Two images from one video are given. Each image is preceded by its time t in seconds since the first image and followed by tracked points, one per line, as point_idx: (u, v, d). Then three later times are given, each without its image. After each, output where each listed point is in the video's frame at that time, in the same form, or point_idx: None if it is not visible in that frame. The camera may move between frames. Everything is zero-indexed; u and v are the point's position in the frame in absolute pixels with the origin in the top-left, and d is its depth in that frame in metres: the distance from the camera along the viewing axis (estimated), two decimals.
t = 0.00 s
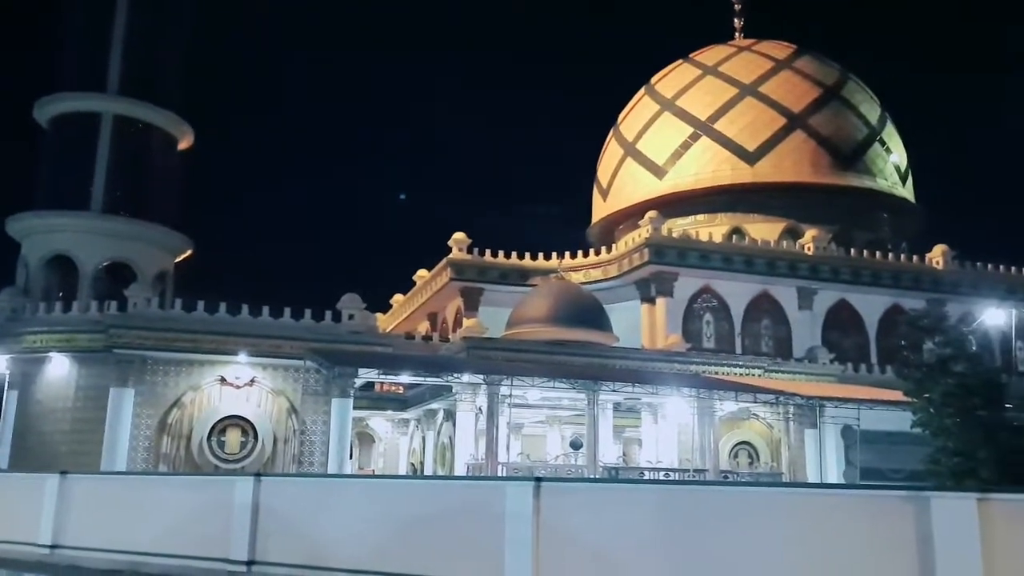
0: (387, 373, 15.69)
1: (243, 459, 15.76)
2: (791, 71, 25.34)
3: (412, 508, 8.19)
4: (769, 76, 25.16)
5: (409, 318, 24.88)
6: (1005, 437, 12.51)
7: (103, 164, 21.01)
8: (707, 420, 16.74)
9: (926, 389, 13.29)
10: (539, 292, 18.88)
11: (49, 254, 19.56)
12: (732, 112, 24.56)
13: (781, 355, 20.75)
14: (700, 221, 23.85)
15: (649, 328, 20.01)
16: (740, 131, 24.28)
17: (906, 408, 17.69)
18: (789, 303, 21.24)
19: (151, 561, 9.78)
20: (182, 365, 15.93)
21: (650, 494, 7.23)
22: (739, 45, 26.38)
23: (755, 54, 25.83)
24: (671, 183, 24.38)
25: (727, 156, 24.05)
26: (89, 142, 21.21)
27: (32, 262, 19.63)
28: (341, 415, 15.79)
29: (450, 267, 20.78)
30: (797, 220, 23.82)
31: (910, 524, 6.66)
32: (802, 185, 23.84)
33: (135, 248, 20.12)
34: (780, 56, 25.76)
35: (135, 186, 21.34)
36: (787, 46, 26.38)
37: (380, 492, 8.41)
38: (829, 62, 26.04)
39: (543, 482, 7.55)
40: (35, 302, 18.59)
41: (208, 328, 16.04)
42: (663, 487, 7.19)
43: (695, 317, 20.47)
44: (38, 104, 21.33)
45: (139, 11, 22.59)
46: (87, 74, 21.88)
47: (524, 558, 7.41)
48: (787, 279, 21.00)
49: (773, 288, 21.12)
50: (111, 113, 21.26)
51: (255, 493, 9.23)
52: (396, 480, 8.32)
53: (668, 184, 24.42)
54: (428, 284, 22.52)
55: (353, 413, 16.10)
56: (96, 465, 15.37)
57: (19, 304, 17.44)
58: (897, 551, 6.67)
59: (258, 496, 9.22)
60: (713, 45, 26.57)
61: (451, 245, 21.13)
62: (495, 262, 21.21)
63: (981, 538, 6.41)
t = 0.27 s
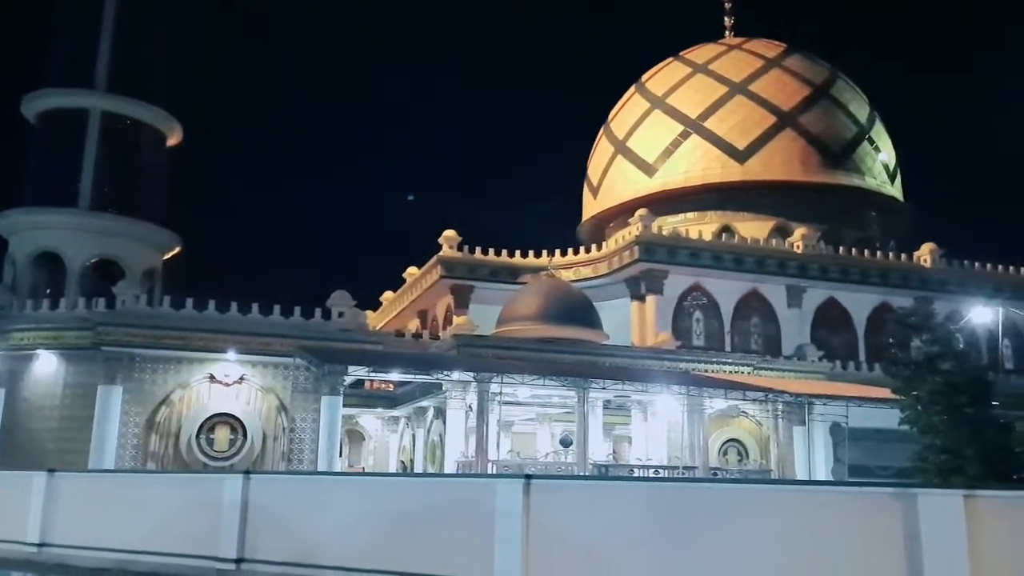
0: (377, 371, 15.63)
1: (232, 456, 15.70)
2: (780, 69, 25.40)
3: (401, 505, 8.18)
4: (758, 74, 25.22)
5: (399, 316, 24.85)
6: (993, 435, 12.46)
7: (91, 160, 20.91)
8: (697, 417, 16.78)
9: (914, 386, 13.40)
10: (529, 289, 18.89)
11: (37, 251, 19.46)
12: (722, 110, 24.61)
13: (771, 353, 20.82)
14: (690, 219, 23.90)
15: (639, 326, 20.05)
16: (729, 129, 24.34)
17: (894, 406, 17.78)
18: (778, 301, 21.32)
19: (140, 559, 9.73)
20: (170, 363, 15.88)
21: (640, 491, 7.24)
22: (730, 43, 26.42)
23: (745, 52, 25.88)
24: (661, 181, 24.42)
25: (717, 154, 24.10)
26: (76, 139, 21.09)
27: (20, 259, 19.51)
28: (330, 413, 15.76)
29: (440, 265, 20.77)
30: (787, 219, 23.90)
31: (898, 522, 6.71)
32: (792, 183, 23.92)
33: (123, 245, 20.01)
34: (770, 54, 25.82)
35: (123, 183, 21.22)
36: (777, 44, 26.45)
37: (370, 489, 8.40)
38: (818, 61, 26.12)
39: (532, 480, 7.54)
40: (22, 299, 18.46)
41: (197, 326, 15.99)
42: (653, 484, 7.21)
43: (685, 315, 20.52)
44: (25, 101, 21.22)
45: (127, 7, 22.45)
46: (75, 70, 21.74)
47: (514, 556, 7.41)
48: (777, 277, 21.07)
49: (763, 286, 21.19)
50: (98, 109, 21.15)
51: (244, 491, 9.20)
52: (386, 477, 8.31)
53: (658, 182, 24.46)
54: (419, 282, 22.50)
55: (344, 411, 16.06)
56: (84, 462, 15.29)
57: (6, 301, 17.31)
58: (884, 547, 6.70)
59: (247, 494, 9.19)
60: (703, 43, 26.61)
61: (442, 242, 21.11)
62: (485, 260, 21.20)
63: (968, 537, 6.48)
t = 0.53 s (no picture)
0: (366, 369, 15.57)
1: (221, 455, 15.69)
2: (769, 69, 25.49)
3: (391, 502, 8.19)
4: (747, 74, 25.30)
5: (388, 314, 24.83)
6: (978, 432, 12.58)
7: (78, 157, 20.81)
8: (685, 415, 16.84)
9: (900, 384, 13.47)
10: (519, 287, 18.91)
11: (23, 248, 19.39)
12: (711, 109, 24.68)
13: (759, 351, 20.92)
14: (679, 218, 23.97)
15: (629, 325, 20.10)
16: (718, 128, 24.42)
17: (881, 404, 17.89)
18: (767, 299, 21.41)
19: (128, 557, 9.71)
20: (158, 360, 15.83)
21: (629, 489, 7.28)
22: (719, 42, 26.50)
23: (735, 51, 25.96)
24: (650, 180, 24.48)
25: (706, 153, 24.18)
26: (63, 135, 20.99)
27: (6, 256, 19.42)
28: (320, 410, 15.74)
29: (430, 263, 20.77)
30: (775, 218, 24.00)
31: (883, 519, 6.76)
32: (780, 182, 24.02)
33: (110, 242, 19.90)
34: (759, 54, 25.91)
35: (110, 179, 21.10)
36: (766, 44, 26.54)
37: (360, 487, 8.40)
38: (807, 61, 26.23)
39: (521, 477, 7.56)
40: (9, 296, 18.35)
41: (185, 323, 15.93)
42: (640, 480, 7.25)
43: (674, 313, 20.59)
44: (11, 97, 21.15)
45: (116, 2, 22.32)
46: (62, 66, 21.60)
47: (503, 552, 7.44)
48: (765, 275, 21.17)
49: (751, 284, 21.28)
50: (85, 105, 21.06)
51: (233, 490, 9.18)
52: (375, 474, 8.31)
53: (648, 181, 24.51)
54: (408, 280, 22.50)
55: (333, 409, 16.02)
56: (71, 460, 15.22)
57: None
58: (869, 543, 6.75)
59: (236, 493, 9.17)
60: (692, 42, 26.68)
61: (431, 240, 21.10)
62: (475, 258, 21.21)
63: (953, 534, 6.53)
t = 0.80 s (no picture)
0: (358, 367, 15.65)
1: (213, 453, 15.78)
2: (757, 71, 25.74)
3: (383, 499, 8.36)
4: (735, 75, 25.54)
5: (379, 313, 24.97)
6: (961, 429, 12.85)
7: (68, 156, 20.90)
8: (673, 413, 17.05)
9: (884, 383, 13.77)
10: (508, 287, 19.09)
11: (12, 248, 19.44)
12: (699, 111, 24.91)
13: (745, 350, 21.16)
14: (667, 218, 24.19)
15: (617, 324, 20.31)
16: (706, 130, 24.65)
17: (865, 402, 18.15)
18: (753, 299, 21.66)
19: (120, 554, 9.83)
20: (150, 359, 15.92)
21: (615, 485, 7.47)
22: (707, 44, 26.73)
23: (722, 53, 26.20)
24: (639, 180, 24.70)
25: (694, 154, 24.41)
26: (54, 134, 21.09)
27: None
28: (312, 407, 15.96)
29: (420, 262, 20.93)
30: (762, 218, 24.26)
31: (866, 516, 6.98)
32: (767, 183, 24.28)
33: (101, 241, 19.96)
34: (746, 56, 26.16)
35: (101, 179, 21.14)
36: (754, 46, 26.78)
37: (351, 485, 8.56)
38: (793, 63, 26.49)
39: (511, 474, 7.75)
40: None
41: (176, 322, 16.05)
42: (625, 477, 7.44)
43: (662, 312, 20.80)
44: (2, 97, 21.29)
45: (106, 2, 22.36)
46: (51, 65, 21.62)
47: (493, 548, 7.63)
48: (752, 275, 21.41)
49: (738, 284, 21.52)
50: (76, 105, 21.20)
51: (224, 488, 9.31)
52: (364, 472, 8.48)
53: (636, 181, 24.73)
54: (398, 279, 22.65)
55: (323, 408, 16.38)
56: (62, 459, 15.31)
57: None
58: (848, 537, 6.97)
59: (227, 491, 9.31)
60: (681, 44, 26.90)
61: (421, 240, 21.26)
62: (464, 257, 21.37)
63: (935, 530, 6.75)
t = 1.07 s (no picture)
0: (347, 367, 15.38)
1: (199, 454, 15.46)
2: (750, 69, 25.60)
3: (370, 501, 8.14)
4: (728, 73, 25.40)
5: (368, 312, 24.73)
6: (954, 429, 12.71)
7: (53, 152, 20.60)
8: (665, 414, 16.88)
9: (877, 383, 13.61)
10: (500, 286, 18.89)
11: None
12: (692, 108, 24.75)
13: (738, 350, 21.03)
14: (660, 217, 24.04)
15: (609, 324, 20.13)
16: (699, 128, 24.50)
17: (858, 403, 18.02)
18: (746, 298, 21.51)
19: (103, 557, 9.59)
20: (135, 358, 15.66)
21: (609, 486, 7.26)
22: (700, 42, 26.58)
23: (715, 51, 26.05)
24: (631, 178, 24.53)
25: (686, 152, 24.25)
26: (39, 130, 20.78)
27: None
28: (300, 407, 15.63)
29: (410, 260, 20.72)
30: (755, 217, 24.13)
31: (860, 516, 6.77)
32: (760, 182, 24.14)
33: (86, 238, 19.67)
34: (739, 54, 26.02)
35: (87, 175, 20.84)
36: (747, 44, 26.65)
37: (338, 486, 8.33)
38: (786, 61, 26.37)
39: (501, 477, 7.51)
40: None
41: (162, 321, 15.79)
42: (620, 478, 7.23)
43: (654, 312, 20.64)
44: None
45: None
46: (37, 60, 21.30)
47: (483, 552, 7.41)
48: (744, 274, 21.27)
49: (731, 283, 21.37)
50: (62, 100, 20.88)
51: (209, 489, 9.07)
52: (352, 473, 8.26)
53: (629, 180, 24.56)
54: (388, 278, 22.42)
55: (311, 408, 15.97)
56: (46, 460, 15.02)
57: None
58: (845, 542, 6.77)
59: (213, 493, 9.06)
60: (673, 42, 26.75)
61: (412, 238, 21.04)
62: (455, 256, 21.16)
63: (928, 530, 6.55)
